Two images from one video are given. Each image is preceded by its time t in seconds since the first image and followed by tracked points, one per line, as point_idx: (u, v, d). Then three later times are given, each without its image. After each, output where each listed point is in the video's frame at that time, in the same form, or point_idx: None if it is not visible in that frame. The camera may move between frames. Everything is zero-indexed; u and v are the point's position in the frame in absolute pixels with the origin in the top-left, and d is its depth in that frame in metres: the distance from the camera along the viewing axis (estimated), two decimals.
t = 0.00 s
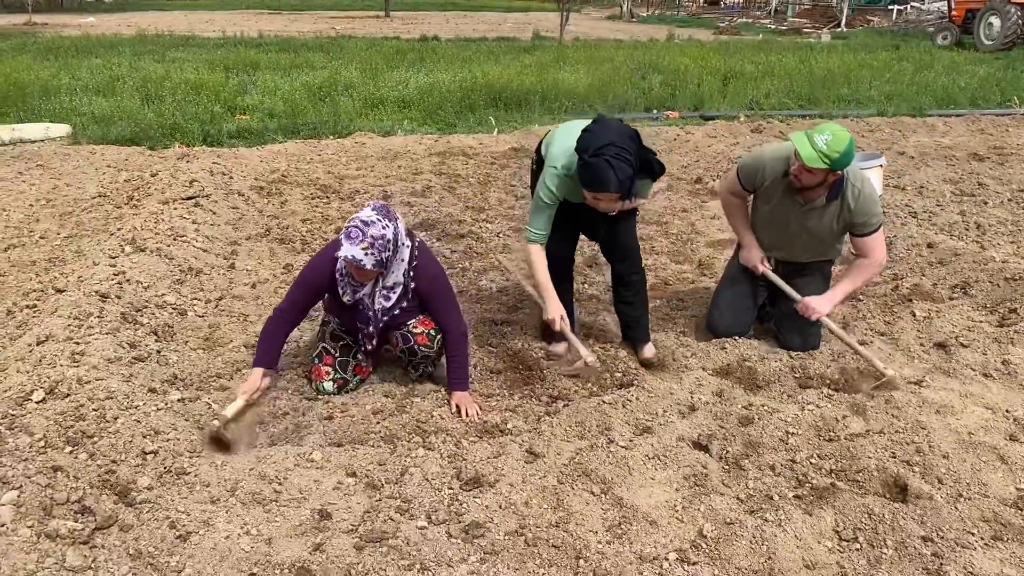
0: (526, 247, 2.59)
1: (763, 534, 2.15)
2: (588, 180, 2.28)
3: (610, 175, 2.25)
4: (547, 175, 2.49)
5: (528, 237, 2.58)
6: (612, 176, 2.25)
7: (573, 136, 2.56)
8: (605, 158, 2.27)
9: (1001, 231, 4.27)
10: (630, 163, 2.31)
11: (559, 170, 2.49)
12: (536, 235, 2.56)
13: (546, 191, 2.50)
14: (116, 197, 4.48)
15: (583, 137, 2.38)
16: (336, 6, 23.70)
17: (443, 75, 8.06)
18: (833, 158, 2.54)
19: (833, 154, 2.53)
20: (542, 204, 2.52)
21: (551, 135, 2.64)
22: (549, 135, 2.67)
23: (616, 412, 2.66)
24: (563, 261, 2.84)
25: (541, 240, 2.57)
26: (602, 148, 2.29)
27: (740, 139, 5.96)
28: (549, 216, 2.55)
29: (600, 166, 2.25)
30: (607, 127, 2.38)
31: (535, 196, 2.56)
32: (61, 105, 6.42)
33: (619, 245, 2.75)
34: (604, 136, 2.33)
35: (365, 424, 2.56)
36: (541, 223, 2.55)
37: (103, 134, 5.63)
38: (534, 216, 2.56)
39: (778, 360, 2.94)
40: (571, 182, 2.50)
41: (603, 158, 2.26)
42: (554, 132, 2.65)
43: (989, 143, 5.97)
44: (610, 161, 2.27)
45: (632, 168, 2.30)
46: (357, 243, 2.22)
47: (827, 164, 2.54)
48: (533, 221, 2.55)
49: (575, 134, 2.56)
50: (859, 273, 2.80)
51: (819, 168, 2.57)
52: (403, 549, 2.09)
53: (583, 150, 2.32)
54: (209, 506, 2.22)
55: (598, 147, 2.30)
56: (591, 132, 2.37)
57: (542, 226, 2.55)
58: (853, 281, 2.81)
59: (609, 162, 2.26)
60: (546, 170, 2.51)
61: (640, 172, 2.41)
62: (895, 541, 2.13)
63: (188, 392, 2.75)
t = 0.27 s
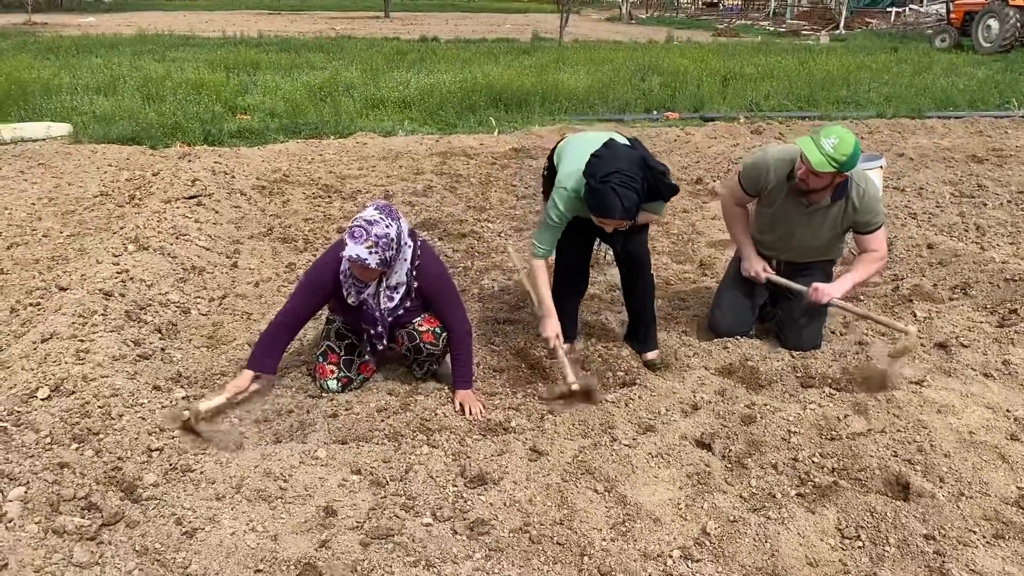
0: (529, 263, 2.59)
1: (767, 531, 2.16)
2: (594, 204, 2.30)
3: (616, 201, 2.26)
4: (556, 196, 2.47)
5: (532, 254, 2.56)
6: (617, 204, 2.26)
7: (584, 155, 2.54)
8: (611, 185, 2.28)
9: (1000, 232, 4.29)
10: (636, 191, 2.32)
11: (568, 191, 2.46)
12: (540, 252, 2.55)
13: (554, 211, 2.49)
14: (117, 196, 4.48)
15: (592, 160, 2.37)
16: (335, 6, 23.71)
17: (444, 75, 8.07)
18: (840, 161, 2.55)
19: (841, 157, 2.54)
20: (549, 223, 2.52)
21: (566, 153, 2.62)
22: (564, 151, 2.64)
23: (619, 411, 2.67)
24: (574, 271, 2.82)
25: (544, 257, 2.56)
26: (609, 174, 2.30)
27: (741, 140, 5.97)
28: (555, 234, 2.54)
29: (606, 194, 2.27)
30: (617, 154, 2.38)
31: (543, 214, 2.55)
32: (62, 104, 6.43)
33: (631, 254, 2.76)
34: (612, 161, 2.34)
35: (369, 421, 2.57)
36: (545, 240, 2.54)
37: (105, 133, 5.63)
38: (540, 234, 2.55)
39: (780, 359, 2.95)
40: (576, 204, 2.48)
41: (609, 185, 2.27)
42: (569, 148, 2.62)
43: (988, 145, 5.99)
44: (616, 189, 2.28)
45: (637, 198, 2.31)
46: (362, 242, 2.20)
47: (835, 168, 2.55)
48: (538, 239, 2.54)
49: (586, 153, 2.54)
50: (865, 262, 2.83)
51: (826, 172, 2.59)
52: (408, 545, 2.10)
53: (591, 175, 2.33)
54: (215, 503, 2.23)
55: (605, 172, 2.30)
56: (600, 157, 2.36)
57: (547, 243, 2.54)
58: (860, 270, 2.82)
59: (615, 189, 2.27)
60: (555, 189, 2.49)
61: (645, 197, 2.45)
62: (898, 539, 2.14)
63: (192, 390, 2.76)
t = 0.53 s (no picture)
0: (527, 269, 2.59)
1: (761, 533, 2.17)
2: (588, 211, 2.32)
3: (610, 209, 2.27)
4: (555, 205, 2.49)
5: (530, 260, 2.57)
6: (610, 211, 2.27)
7: (581, 162, 2.56)
8: (607, 192, 2.29)
9: (994, 236, 4.31)
10: (631, 200, 2.32)
11: (567, 199, 2.48)
12: (540, 260, 2.55)
13: (552, 219, 2.50)
14: (113, 196, 4.48)
15: (590, 168, 2.40)
16: (332, 7, 23.69)
17: (441, 76, 8.08)
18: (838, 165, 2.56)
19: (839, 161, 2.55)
20: (548, 232, 2.52)
21: (564, 162, 2.64)
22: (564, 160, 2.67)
23: (614, 413, 2.68)
24: (574, 270, 2.81)
25: (542, 265, 2.57)
26: (605, 180, 2.32)
27: (737, 142, 5.98)
28: (554, 243, 2.54)
29: (601, 200, 2.28)
30: (617, 162, 2.39)
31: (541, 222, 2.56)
32: (59, 103, 6.42)
33: (630, 258, 2.74)
34: (609, 169, 2.36)
35: (365, 422, 2.57)
36: (544, 249, 2.54)
37: (101, 132, 5.63)
38: (537, 242, 2.55)
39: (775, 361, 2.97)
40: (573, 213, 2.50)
41: (605, 192, 2.28)
42: (567, 158, 2.65)
43: (983, 149, 6.02)
44: (611, 196, 2.29)
45: (632, 207, 2.32)
46: (364, 244, 2.22)
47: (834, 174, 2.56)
48: (536, 247, 2.54)
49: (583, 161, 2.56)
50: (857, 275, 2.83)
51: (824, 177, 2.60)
52: (403, 546, 2.11)
53: (588, 181, 2.35)
54: (210, 503, 2.23)
55: (602, 180, 2.32)
56: (599, 164, 2.39)
57: (545, 251, 2.54)
58: (852, 282, 2.84)
59: (610, 196, 2.28)
60: (555, 198, 2.51)
61: (642, 207, 2.43)
62: (891, 541, 2.15)
63: (188, 390, 2.76)
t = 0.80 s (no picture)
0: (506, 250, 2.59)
1: (755, 536, 2.18)
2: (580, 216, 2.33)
3: (602, 216, 2.28)
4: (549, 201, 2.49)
5: (511, 242, 2.57)
6: (602, 217, 2.28)
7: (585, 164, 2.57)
8: (600, 198, 2.30)
9: (988, 240, 4.32)
10: (624, 208, 2.33)
11: (561, 202, 2.48)
12: (521, 244, 2.55)
13: (543, 216, 2.50)
14: (109, 197, 4.47)
15: (588, 172, 2.41)
16: (329, 8, 23.69)
17: (437, 78, 8.08)
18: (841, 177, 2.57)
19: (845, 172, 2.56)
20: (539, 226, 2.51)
21: (564, 163, 2.65)
22: (564, 160, 2.67)
23: (609, 416, 2.68)
24: (569, 273, 2.81)
25: (522, 249, 2.56)
26: (600, 187, 2.33)
27: (733, 145, 5.99)
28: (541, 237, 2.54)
29: (594, 205, 2.29)
30: (612, 169, 2.41)
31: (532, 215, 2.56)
32: (54, 103, 6.41)
33: (629, 261, 2.74)
34: (605, 175, 2.37)
35: (360, 424, 2.57)
36: (528, 236, 2.54)
37: (97, 132, 5.62)
38: (523, 228, 2.55)
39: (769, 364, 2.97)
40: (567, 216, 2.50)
41: (598, 198, 2.29)
42: (568, 159, 2.66)
43: (977, 153, 6.04)
44: (605, 202, 2.29)
45: (624, 215, 2.32)
46: (378, 243, 2.22)
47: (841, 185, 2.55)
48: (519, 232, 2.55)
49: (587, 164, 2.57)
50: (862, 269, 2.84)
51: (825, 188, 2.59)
52: (397, 548, 2.11)
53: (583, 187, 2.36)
54: (204, 504, 2.23)
55: (596, 186, 2.33)
56: (596, 169, 2.41)
57: (528, 239, 2.54)
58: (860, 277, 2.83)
59: (604, 203, 2.29)
60: (550, 196, 2.51)
61: (637, 215, 2.44)
62: (884, 544, 2.16)
63: (183, 391, 2.75)
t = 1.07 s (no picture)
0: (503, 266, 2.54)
1: (751, 537, 2.17)
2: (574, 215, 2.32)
3: (596, 214, 2.27)
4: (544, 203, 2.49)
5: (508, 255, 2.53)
6: (598, 215, 2.27)
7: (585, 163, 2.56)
8: (595, 196, 2.28)
9: (985, 242, 4.33)
10: (620, 206, 2.31)
11: (557, 204, 2.48)
12: (519, 256, 2.51)
13: (539, 218, 2.49)
14: (104, 195, 4.46)
15: (583, 172, 2.40)
16: (326, 8, 23.66)
17: (435, 78, 8.07)
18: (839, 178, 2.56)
19: (844, 172, 2.56)
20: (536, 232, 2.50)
21: (564, 163, 2.63)
22: (565, 161, 2.66)
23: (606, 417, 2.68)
24: (566, 274, 2.80)
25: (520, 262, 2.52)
26: (594, 185, 2.31)
27: (730, 147, 5.99)
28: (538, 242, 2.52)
29: (589, 204, 2.27)
30: (605, 166, 2.40)
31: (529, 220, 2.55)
32: (50, 101, 6.39)
33: (626, 262, 2.73)
34: (598, 174, 2.35)
35: (355, 424, 2.56)
36: (527, 246, 2.51)
37: (92, 131, 5.60)
38: (521, 238, 2.52)
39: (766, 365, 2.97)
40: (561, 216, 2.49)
41: (592, 197, 2.28)
42: (569, 160, 2.65)
43: (974, 156, 6.05)
44: (598, 201, 2.28)
45: (619, 213, 2.30)
46: (390, 238, 2.20)
47: (836, 184, 2.54)
48: (518, 243, 2.52)
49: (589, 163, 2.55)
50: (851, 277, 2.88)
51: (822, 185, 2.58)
52: (393, 548, 2.10)
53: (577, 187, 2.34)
54: (199, 504, 2.22)
55: (590, 185, 2.32)
56: (589, 169, 2.39)
57: (527, 248, 2.51)
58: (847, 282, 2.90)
59: (598, 202, 2.27)
60: (546, 199, 2.51)
61: (633, 213, 2.43)
62: (881, 545, 2.16)
63: (178, 390, 2.74)
